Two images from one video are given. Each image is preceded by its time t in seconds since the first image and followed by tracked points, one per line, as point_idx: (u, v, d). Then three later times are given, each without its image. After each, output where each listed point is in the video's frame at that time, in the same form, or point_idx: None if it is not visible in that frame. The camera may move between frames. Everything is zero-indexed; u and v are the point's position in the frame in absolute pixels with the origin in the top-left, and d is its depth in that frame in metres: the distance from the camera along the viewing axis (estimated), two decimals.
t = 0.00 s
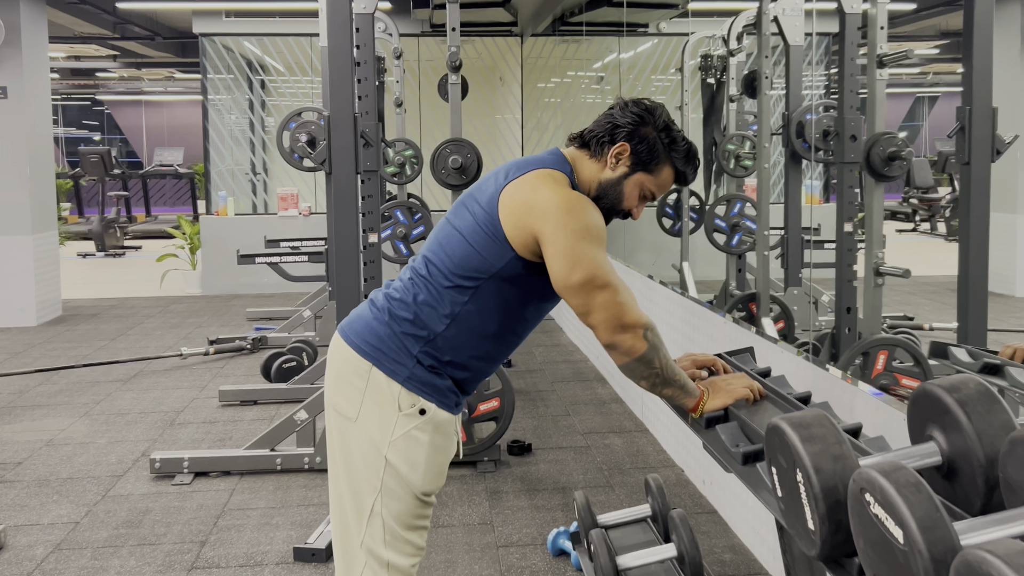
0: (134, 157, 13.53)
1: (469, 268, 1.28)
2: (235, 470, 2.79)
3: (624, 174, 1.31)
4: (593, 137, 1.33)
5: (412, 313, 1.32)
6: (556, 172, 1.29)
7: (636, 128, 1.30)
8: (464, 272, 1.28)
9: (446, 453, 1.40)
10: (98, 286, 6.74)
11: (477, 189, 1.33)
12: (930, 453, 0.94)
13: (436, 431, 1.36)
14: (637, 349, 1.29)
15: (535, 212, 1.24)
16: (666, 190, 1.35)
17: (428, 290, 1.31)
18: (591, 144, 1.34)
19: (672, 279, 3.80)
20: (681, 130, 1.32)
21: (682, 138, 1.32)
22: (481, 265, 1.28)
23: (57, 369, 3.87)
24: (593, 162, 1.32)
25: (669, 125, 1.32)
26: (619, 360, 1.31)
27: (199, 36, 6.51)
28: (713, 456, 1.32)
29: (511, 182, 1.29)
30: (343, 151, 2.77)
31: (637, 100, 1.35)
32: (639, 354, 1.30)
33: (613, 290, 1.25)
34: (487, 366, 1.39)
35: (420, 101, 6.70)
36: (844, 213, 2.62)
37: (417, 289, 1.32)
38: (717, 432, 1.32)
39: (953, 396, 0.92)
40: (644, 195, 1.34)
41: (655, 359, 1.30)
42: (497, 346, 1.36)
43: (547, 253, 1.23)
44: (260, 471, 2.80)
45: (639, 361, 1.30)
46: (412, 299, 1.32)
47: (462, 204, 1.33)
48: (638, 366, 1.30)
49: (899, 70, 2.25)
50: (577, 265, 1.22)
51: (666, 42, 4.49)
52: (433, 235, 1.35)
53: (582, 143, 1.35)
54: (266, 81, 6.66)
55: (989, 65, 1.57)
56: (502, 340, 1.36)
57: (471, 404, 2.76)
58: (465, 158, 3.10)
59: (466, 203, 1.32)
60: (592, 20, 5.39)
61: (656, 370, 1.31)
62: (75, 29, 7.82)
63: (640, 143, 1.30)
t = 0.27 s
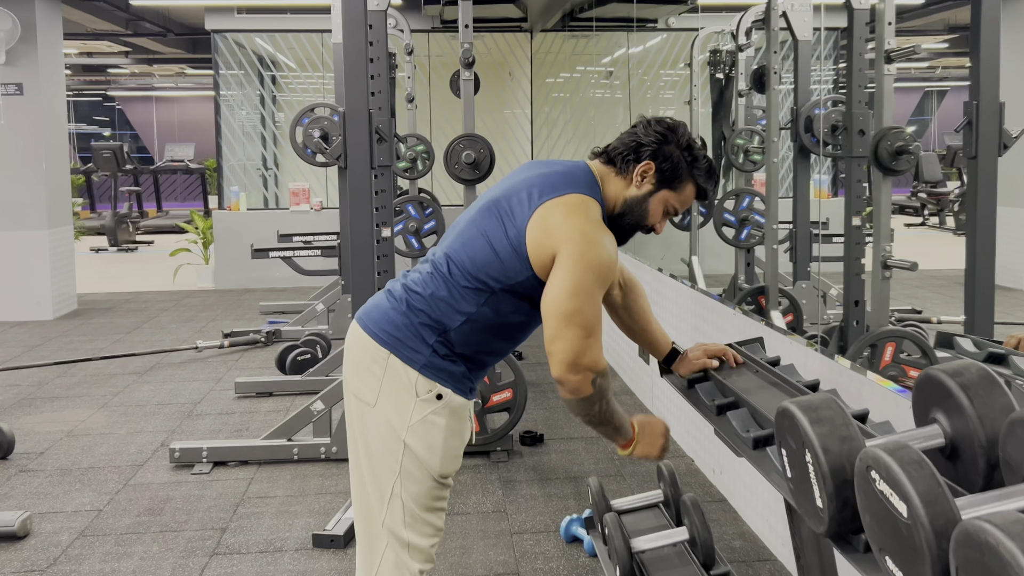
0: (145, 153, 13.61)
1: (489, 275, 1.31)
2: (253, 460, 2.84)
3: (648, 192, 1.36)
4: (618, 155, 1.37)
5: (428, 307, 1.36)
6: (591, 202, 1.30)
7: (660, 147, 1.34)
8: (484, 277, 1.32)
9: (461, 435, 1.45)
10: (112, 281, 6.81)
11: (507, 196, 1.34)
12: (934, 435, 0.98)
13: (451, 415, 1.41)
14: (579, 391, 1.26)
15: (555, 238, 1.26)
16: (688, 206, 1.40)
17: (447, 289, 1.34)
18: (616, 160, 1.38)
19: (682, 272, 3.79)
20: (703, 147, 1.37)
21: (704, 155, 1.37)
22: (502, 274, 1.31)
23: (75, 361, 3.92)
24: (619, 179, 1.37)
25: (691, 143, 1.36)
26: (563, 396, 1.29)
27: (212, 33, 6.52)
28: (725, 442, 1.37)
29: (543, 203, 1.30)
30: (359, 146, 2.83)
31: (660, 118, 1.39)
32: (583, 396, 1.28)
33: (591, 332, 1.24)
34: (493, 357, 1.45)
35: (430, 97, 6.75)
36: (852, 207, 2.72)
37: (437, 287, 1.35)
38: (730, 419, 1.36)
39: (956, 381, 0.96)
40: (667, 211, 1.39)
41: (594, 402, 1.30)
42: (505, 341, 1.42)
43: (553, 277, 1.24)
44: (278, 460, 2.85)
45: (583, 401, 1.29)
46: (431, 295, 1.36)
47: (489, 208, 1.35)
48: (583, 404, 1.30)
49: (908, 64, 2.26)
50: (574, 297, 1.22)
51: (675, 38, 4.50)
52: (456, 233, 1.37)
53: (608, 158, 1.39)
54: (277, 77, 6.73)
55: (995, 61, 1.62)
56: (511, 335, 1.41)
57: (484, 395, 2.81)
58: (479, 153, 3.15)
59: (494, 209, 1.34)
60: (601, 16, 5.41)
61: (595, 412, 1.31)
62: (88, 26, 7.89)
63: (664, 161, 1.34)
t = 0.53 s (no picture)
0: (149, 147, 13.65)
1: (507, 281, 1.36)
2: (269, 449, 2.89)
3: (666, 217, 1.40)
4: (637, 177, 1.40)
5: (441, 304, 1.40)
6: (617, 230, 1.34)
7: (679, 173, 1.38)
8: (501, 282, 1.36)
9: (474, 416, 1.48)
10: (120, 274, 6.86)
11: (533, 208, 1.37)
12: (945, 416, 1.04)
13: (464, 397, 1.44)
14: (626, 414, 1.36)
15: (589, 271, 1.29)
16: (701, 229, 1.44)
17: (463, 289, 1.38)
18: (636, 182, 1.41)
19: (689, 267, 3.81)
20: (719, 174, 1.41)
21: (721, 182, 1.41)
22: (519, 282, 1.35)
23: (89, 353, 3.98)
24: (639, 203, 1.40)
25: (710, 170, 1.40)
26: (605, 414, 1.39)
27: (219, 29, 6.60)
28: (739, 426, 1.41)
29: (573, 229, 1.33)
30: (374, 141, 2.88)
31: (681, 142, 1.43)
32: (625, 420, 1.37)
33: (627, 361, 1.32)
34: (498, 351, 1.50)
35: (437, 92, 6.79)
36: (857, 202, 2.73)
37: (454, 286, 1.39)
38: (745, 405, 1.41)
39: (967, 364, 1.02)
40: (682, 234, 1.43)
41: (632, 429, 1.38)
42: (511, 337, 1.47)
43: (588, 310, 1.30)
44: (294, 449, 2.91)
45: (624, 424, 1.38)
46: (446, 293, 1.40)
47: (513, 216, 1.38)
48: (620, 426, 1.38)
49: (914, 61, 2.34)
50: (609, 328, 1.28)
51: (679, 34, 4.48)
52: (475, 234, 1.40)
53: (628, 180, 1.42)
54: (284, 72, 6.75)
55: (999, 57, 1.66)
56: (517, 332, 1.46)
57: (496, 386, 2.86)
58: (492, 148, 3.20)
59: (518, 218, 1.37)
60: (608, 11, 5.43)
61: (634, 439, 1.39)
62: (96, 21, 7.93)
63: (683, 188, 1.38)
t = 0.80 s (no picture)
0: (149, 140, 13.66)
1: (503, 254, 1.39)
2: (276, 436, 2.94)
3: (657, 195, 1.43)
4: (632, 159, 1.44)
5: (443, 285, 1.44)
6: (607, 199, 1.38)
7: (671, 153, 1.41)
8: (498, 255, 1.39)
9: (475, 397, 1.51)
10: (121, 266, 6.89)
11: (528, 184, 1.42)
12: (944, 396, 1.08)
13: (465, 378, 1.48)
14: (597, 377, 1.37)
15: (574, 234, 1.34)
16: (693, 211, 1.47)
17: (462, 266, 1.42)
18: (630, 162, 1.45)
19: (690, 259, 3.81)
20: (712, 157, 1.44)
21: (712, 163, 1.44)
22: (513, 253, 1.39)
23: (94, 342, 4.01)
24: (631, 181, 1.44)
25: (702, 152, 1.43)
26: (576, 377, 1.39)
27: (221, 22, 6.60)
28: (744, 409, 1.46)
29: (562, 196, 1.37)
30: (381, 133, 2.91)
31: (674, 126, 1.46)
32: (595, 382, 1.37)
33: (604, 322, 1.33)
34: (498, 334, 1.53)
35: (438, 86, 6.82)
36: (855, 196, 2.74)
37: (453, 265, 1.42)
38: (750, 389, 1.45)
39: (966, 346, 1.06)
40: (673, 215, 1.46)
41: (603, 392, 1.38)
42: (512, 319, 1.50)
43: (571, 267, 1.33)
44: (301, 437, 2.95)
45: (594, 387, 1.38)
46: (447, 272, 1.43)
47: (509, 194, 1.42)
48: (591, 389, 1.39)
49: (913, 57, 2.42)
50: (589, 285, 1.31)
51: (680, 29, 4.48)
52: (473, 215, 1.45)
53: (622, 160, 1.46)
54: (285, 65, 6.80)
55: (997, 55, 1.71)
56: (517, 315, 1.49)
57: (501, 374, 2.89)
58: (497, 141, 3.24)
59: (512, 196, 1.42)
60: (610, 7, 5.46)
61: (602, 402, 1.39)
62: (97, 13, 7.94)
63: (674, 167, 1.41)
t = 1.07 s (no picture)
0: (145, 133, 13.66)
1: (476, 237, 1.43)
2: (277, 427, 2.98)
3: (631, 179, 1.45)
4: (603, 146, 1.47)
5: (419, 270, 1.50)
6: (579, 189, 1.41)
7: (641, 138, 1.44)
8: (471, 238, 1.44)
9: (466, 375, 1.55)
10: (119, 259, 6.91)
11: (501, 171, 1.47)
12: (931, 385, 1.12)
13: (453, 356, 1.52)
14: (551, 357, 1.40)
15: (539, 217, 1.37)
16: (669, 193, 1.48)
17: (438, 251, 1.47)
18: (601, 151, 1.47)
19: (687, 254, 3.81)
20: (686, 142, 1.45)
21: (686, 148, 1.46)
22: (484, 234, 1.43)
23: (94, 334, 4.04)
24: (604, 168, 1.46)
25: (671, 135, 1.45)
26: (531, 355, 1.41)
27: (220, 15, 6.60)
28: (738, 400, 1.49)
29: (536, 185, 1.40)
30: (381, 128, 2.95)
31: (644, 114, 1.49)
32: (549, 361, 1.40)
33: (565, 305, 1.36)
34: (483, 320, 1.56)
35: (436, 81, 6.85)
36: (849, 193, 2.77)
37: (430, 250, 1.47)
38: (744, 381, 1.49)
39: (952, 338, 1.09)
40: (649, 198, 1.48)
41: (547, 373, 1.41)
42: (495, 305, 1.54)
43: (539, 251, 1.35)
44: (300, 427, 2.99)
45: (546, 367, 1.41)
46: (425, 258, 1.48)
47: (485, 182, 1.47)
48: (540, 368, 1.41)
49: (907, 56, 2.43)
50: (556, 268, 1.33)
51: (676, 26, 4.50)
52: (451, 203, 1.50)
53: (593, 149, 1.48)
54: (283, 59, 6.83)
55: (990, 55, 1.75)
56: (499, 299, 1.53)
57: (498, 366, 2.92)
58: (497, 136, 3.27)
59: (487, 182, 1.46)
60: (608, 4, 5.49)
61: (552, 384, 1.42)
62: (95, 6, 7.94)
63: (644, 151, 1.43)
